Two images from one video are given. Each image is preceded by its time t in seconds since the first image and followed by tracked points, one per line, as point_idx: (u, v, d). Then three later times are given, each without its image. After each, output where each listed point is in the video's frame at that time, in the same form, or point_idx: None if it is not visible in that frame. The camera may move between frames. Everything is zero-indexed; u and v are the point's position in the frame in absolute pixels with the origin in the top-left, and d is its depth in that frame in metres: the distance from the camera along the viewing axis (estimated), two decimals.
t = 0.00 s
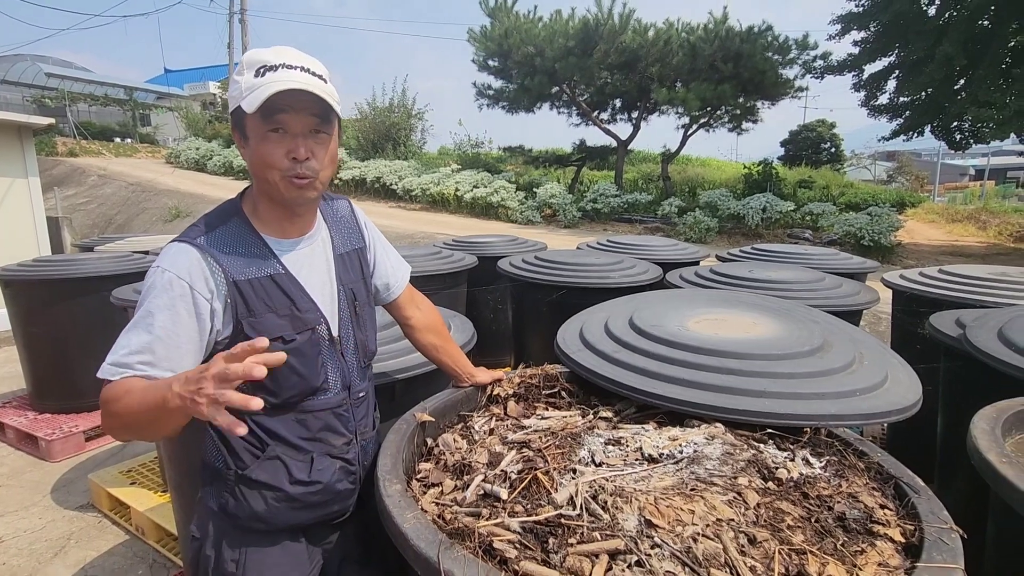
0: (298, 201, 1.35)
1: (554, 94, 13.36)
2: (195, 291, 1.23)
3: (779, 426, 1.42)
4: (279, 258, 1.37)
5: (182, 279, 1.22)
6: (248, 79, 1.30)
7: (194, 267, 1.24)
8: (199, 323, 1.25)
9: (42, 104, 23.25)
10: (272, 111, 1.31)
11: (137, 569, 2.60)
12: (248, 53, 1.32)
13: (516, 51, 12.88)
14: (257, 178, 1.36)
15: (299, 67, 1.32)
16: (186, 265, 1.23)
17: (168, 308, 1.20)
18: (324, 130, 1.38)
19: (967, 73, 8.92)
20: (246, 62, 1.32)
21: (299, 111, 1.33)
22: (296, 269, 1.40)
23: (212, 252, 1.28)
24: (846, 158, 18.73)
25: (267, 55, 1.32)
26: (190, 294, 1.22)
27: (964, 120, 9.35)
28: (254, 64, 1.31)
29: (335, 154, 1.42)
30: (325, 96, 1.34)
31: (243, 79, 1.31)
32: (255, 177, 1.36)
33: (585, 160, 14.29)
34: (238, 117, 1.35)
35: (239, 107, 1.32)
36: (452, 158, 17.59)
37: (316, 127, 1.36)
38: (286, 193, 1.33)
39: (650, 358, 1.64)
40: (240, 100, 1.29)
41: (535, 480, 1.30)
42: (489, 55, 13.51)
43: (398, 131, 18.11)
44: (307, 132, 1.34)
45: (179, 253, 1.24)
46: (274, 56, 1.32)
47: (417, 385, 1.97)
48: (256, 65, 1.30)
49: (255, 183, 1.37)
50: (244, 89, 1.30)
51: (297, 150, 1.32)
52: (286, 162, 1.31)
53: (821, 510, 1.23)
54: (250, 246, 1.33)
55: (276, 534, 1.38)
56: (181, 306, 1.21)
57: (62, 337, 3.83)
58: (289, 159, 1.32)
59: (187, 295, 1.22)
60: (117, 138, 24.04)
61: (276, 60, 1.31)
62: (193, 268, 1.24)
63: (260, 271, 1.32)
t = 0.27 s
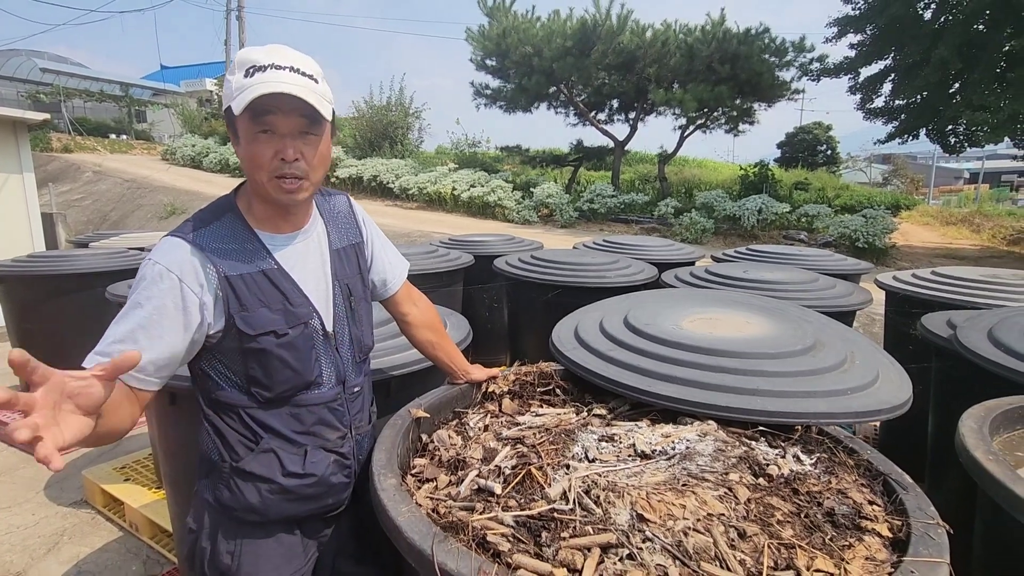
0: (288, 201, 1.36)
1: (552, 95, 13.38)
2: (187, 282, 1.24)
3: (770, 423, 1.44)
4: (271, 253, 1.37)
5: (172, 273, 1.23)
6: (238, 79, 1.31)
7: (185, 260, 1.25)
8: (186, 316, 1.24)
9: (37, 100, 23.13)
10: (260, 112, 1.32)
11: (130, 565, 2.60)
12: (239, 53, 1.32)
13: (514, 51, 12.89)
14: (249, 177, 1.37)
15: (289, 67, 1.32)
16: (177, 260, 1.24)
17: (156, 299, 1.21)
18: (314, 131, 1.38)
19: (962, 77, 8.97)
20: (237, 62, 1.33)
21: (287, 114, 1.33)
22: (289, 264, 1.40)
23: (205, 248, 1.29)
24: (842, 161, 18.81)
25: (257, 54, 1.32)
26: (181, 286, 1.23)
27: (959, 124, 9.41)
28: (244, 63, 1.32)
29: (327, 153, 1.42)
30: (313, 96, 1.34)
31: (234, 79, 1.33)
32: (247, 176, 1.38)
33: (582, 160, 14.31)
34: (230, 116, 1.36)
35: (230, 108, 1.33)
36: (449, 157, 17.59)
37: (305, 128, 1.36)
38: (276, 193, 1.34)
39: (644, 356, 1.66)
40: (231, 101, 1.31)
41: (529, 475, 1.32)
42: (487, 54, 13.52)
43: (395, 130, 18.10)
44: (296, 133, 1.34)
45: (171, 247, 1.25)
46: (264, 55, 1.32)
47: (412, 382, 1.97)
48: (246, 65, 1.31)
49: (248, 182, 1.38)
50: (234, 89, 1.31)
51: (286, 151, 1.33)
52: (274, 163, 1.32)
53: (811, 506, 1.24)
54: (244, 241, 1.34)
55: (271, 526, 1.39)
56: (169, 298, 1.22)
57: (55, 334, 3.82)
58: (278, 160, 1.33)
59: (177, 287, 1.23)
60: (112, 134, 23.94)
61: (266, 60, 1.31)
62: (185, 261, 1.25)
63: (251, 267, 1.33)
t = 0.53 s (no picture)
0: (277, 195, 1.37)
1: (549, 94, 13.39)
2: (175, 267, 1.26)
3: (763, 421, 1.45)
4: (261, 247, 1.38)
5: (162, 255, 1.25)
6: (223, 76, 1.32)
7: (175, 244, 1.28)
8: (172, 293, 1.24)
9: (32, 95, 23.00)
10: (244, 108, 1.32)
11: (125, 562, 2.61)
12: (224, 49, 1.34)
13: (512, 51, 12.90)
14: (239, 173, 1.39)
15: (271, 62, 1.32)
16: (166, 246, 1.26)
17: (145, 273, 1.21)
18: (301, 125, 1.37)
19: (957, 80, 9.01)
20: (224, 58, 1.35)
21: (271, 108, 1.33)
22: (279, 258, 1.41)
23: (195, 237, 1.31)
24: (838, 162, 18.87)
25: (241, 51, 1.33)
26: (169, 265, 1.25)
27: (954, 126, 9.46)
28: (229, 60, 1.33)
29: (316, 146, 1.41)
30: (295, 91, 1.33)
31: (220, 76, 1.34)
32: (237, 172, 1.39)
33: (580, 160, 14.32)
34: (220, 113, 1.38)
35: (217, 105, 1.35)
36: (447, 156, 17.58)
37: (291, 122, 1.35)
38: (264, 187, 1.35)
39: (638, 353, 1.68)
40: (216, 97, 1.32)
41: (524, 471, 1.33)
42: (485, 53, 13.53)
43: (393, 128, 18.08)
44: (281, 127, 1.34)
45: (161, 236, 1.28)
46: (247, 51, 1.32)
47: (409, 379, 1.98)
48: (230, 61, 1.32)
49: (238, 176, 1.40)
50: (220, 85, 1.33)
51: (270, 146, 1.33)
52: (260, 158, 1.33)
53: (802, 502, 1.26)
54: (234, 235, 1.35)
55: (255, 520, 1.40)
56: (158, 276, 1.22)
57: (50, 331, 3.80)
58: (263, 156, 1.33)
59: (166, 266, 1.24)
60: (108, 131, 23.85)
61: (249, 55, 1.32)
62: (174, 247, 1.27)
63: (237, 260, 1.33)
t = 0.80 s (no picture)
0: (279, 193, 1.38)
1: (548, 94, 13.40)
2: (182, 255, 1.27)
3: (761, 419, 1.47)
4: (264, 245, 1.40)
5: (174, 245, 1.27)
6: (223, 76, 1.33)
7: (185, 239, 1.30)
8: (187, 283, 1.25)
9: (29, 92, 22.92)
10: (245, 107, 1.33)
11: (123, 559, 2.61)
12: (223, 48, 1.34)
13: (511, 50, 12.91)
14: (239, 171, 1.39)
15: (272, 61, 1.34)
16: (175, 240, 1.28)
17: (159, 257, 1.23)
18: (302, 123, 1.39)
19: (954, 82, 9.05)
20: (222, 57, 1.35)
21: (272, 106, 1.34)
22: (281, 257, 1.42)
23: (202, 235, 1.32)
24: (835, 163, 18.92)
25: (241, 50, 1.34)
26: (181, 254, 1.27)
27: (951, 128, 9.50)
28: (229, 59, 1.34)
29: (316, 145, 1.43)
30: (297, 89, 1.35)
31: (219, 75, 1.35)
32: (237, 170, 1.40)
33: (578, 160, 14.34)
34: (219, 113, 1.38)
35: (217, 103, 1.35)
36: (445, 155, 17.58)
37: (292, 120, 1.37)
38: (266, 185, 1.36)
39: (636, 352, 1.69)
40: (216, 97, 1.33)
41: (524, 467, 1.34)
42: (484, 53, 13.53)
43: (391, 127, 18.06)
44: (282, 126, 1.35)
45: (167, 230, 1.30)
46: (247, 51, 1.33)
47: (408, 377, 1.99)
48: (230, 61, 1.33)
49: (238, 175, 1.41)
50: (219, 86, 1.34)
51: (273, 144, 1.34)
52: (261, 157, 1.34)
53: (799, 499, 1.27)
54: (237, 234, 1.37)
55: (257, 516, 1.41)
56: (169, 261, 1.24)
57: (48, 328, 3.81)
58: (265, 154, 1.34)
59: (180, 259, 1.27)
60: (105, 128, 23.78)
61: (249, 54, 1.33)
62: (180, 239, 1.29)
63: (242, 258, 1.35)
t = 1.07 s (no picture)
0: (292, 193, 1.39)
1: (546, 93, 13.40)
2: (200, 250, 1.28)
3: (757, 418, 1.48)
4: (271, 244, 1.40)
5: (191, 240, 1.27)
6: (244, 73, 1.32)
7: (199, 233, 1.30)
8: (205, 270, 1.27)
9: (26, 90, 22.86)
10: (268, 105, 1.33)
11: (121, 557, 2.61)
12: (243, 47, 1.34)
13: (509, 49, 12.92)
14: (250, 169, 1.38)
15: (295, 64, 1.35)
16: (194, 235, 1.29)
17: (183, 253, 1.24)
18: (318, 126, 1.41)
19: (952, 83, 9.07)
20: (240, 56, 1.34)
21: (294, 107, 1.35)
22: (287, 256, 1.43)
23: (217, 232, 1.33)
24: (833, 164, 18.95)
25: (262, 51, 1.34)
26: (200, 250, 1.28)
27: (949, 129, 9.52)
28: (250, 58, 1.33)
29: (326, 148, 1.46)
30: (318, 93, 1.38)
31: (238, 73, 1.33)
32: (247, 168, 1.39)
33: (576, 159, 14.35)
34: (233, 110, 1.37)
35: (234, 100, 1.34)
36: (443, 155, 17.57)
37: (310, 123, 1.39)
38: (281, 183, 1.37)
39: (635, 351, 1.70)
40: (236, 93, 1.31)
41: (522, 465, 1.35)
42: (483, 52, 13.52)
43: (389, 126, 18.05)
44: (302, 127, 1.37)
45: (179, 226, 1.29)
46: (269, 52, 1.34)
47: (406, 376, 2.00)
48: (253, 60, 1.33)
49: (248, 173, 1.39)
50: (239, 83, 1.32)
51: (292, 144, 1.35)
52: (280, 155, 1.34)
53: (795, 497, 1.28)
54: (247, 232, 1.37)
55: (261, 512, 1.41)
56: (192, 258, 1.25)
57: (45, 326, 3.80)
58: (284, 153, 1.35)
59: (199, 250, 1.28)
60: (103, 126, 23.73)
61: (272, 56, 1.33)
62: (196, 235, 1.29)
63: (253, 257, 1.36)
